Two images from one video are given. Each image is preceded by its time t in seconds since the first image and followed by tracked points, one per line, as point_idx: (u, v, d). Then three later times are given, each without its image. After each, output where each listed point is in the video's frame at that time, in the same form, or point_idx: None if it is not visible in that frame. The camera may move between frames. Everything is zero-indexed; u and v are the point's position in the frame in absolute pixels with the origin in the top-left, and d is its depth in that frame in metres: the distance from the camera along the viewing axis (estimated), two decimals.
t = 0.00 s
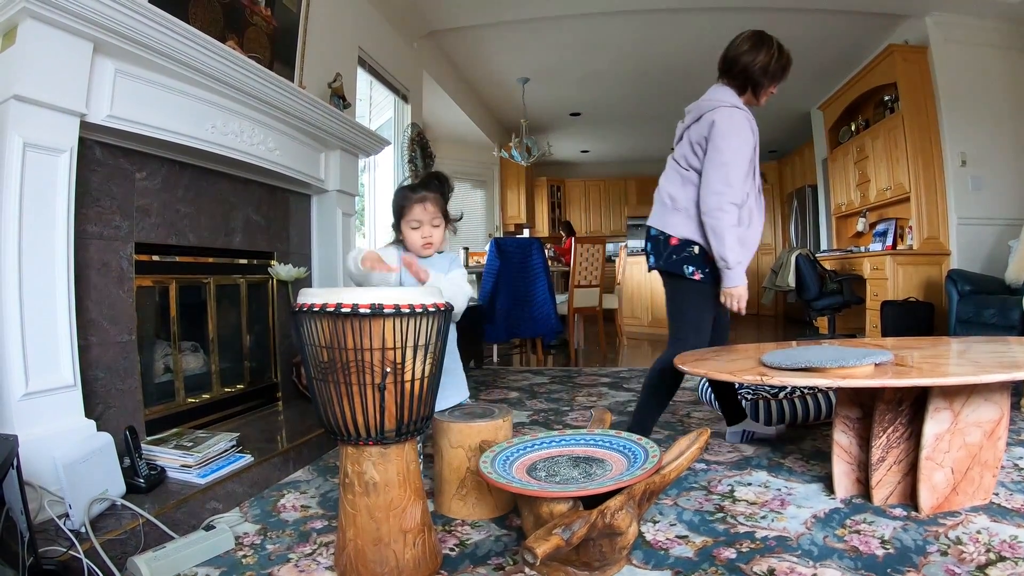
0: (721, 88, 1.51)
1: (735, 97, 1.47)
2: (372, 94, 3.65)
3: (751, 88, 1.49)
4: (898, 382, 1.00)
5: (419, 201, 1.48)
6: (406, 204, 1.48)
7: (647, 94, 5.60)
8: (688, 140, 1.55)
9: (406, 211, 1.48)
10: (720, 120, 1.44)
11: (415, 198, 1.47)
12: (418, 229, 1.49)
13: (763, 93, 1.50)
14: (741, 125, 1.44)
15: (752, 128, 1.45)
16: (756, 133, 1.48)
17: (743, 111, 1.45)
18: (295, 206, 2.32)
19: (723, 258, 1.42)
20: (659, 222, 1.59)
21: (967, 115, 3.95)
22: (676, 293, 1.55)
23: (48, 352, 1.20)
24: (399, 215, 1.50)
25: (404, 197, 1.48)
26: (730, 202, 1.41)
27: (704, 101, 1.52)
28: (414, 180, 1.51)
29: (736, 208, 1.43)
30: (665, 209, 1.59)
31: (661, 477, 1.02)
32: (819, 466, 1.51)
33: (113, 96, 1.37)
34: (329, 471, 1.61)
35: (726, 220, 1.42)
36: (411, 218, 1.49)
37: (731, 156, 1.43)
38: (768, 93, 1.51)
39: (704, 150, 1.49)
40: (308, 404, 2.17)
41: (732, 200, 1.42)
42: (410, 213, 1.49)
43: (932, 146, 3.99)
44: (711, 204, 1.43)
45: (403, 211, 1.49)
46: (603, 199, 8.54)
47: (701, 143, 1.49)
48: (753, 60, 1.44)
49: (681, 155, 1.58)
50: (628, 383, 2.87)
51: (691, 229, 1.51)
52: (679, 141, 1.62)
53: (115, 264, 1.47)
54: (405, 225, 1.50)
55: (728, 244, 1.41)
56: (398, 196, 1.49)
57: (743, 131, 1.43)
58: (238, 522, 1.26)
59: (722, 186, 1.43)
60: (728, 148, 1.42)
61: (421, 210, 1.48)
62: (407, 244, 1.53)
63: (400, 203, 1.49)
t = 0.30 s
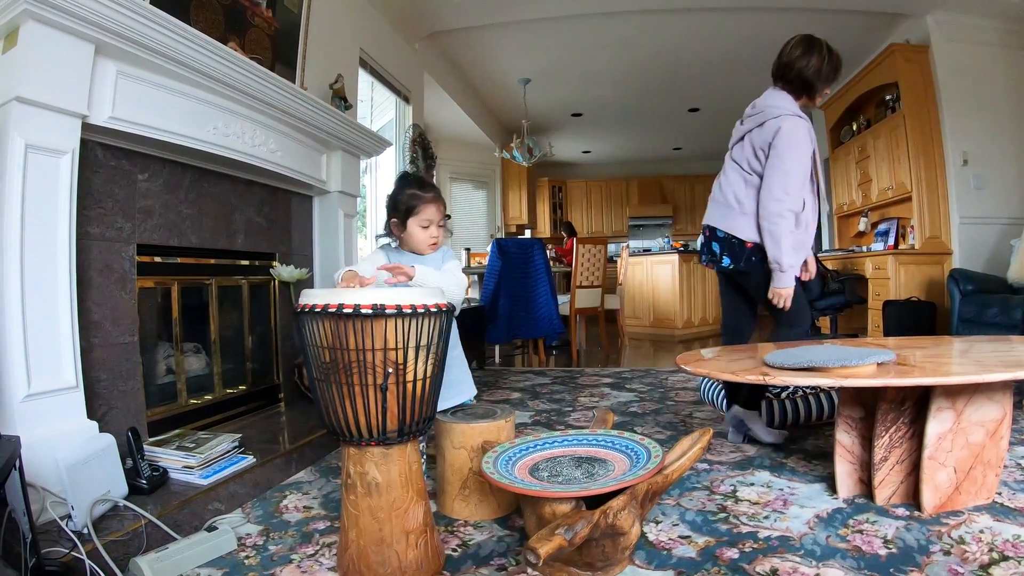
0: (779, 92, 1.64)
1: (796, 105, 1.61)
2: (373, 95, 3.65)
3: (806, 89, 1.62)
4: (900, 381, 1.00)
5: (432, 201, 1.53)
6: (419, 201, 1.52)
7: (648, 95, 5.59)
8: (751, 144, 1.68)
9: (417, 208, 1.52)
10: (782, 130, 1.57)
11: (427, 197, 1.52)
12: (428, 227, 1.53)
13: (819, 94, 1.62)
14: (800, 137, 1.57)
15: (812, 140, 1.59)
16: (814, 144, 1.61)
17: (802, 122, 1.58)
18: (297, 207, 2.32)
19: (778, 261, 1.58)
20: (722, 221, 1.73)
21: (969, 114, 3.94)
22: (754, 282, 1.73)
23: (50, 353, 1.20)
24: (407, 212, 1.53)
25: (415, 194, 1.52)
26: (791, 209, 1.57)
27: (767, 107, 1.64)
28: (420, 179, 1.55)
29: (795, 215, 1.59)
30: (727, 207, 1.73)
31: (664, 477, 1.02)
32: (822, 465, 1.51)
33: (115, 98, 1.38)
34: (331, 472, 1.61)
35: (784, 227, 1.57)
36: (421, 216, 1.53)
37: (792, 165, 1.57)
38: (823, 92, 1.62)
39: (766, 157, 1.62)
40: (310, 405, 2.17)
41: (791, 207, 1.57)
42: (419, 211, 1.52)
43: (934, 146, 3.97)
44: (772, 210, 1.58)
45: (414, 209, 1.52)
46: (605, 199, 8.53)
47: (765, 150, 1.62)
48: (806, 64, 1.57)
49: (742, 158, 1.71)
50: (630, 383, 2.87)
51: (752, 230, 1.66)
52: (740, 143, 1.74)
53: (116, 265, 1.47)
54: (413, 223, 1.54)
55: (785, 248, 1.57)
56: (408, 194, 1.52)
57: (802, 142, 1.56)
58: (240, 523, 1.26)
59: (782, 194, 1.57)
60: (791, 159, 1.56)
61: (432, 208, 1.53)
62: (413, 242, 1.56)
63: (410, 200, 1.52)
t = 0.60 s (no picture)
0: (825, 94, 1.63)
1: (848, 103, 1.58)
2: (375, 94, 3.65)
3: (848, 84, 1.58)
4: (902, 380, 1.00)
5: (455, 209, 1.53)
6: (442, 209, 1.52)
7: (649, 94, 5.59)
8: (805, 146, 1.67)
9: (440, 214, 1.52)
10: (833, 127, 1.56)
11: (451, 206, 1.52)
12: (447, 234, 1.55)
13: (864, 86, 1.56)
14: (854, 132, 1.54)
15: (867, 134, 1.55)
16: (870, 139, 1.57)
17: (854, 117, 1.55)
18: (299, 207, 2.33)
19: (842, 258, 1.53)
20: (783, 224, 1.70)
21: (971, 112, 3.93)
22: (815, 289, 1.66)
23: (54, 354, 1.21)
24: (429, 217, 1.53)
25: (438, 201, 1.52)
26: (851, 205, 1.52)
27: (818, 109, 1.64)
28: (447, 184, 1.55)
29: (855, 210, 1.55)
30: (786, 210, 1.71)
31: (667, 476, 1.01)
32: (824, 464, 1.50)
33: (116, 98, 1.38)
34: (334, 472, 1.61)
35: (845, 223, 1.53)
36: (443, 223, 1.53)
37: (847, 160, 1.54)
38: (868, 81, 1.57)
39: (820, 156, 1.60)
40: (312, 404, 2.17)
41: (851, 203, 1.53)
42: (441, 219, 1.53)
43: (936, 144, 3.96)
44: (831, 207, 1.55)
45: (437, 216, 1.52)
46: (606, 198, 8.52)
47: (818, 149, 1.60)
48: (840, 59, 1.56)
49: (799, 160, 1.70)
50: (632, 382, 2.86)
51: (813, 229, 1.62)
52: (797, 146, 1.73)
53: (118, 266, 1.48)
54: (433, 229, 1.54)
55: (848, 244, 1.52)
56: (434, 201, 1.52)
57: (857, 137, 1.53)
58: (243, 523, 1.27)
59: (839, 190, 1.54)
60: (846, 155, 1.53)
61: (455, 217, 1.53)
62: (431, 244, 1.57)
63: (433, 206, 1.52)
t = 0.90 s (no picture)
0: (877, 87, 1.65)
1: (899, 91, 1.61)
2: (376, 94, 3.66)
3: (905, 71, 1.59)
4: (904, 379, 1.00)
5: (488, 273, 1.39)
6: (474, 273, 1.39)
7: (650, 93, 5.59)
8: (860, 139, 1.69)
9: (471, 278, 1.39)
10: (886, 116, 1.58)
11: (484, 270, 1.38)
12: (478, 293, 1.43)
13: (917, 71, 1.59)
14: (908, 117, 1.56)
15: (924, 120, 1.57)
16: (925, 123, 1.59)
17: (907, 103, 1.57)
18: (300, 207, 2.33)
19: (916, 241, 1.53)
20: (846, 219, 1.72)
21: (973, 110, 3.91)
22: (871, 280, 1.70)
23: (54, 353, 1.21)
24: (459, 276, 1.41)
25: (472, 263, 1.38)
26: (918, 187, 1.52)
27: (870, 101, 1.66)
28: (482, 242, 1.39)
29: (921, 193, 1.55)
30: (845, 206, 1.74)
31: (668, 476, 1.01)
32: (826, 464, 1.50)
33: (117, 98, 1.38)
34: (335, 471, 1.61)
35: (914, 206, 1.53)
36: (472, 285, 1.41)
37: (907, 144, 1.55)
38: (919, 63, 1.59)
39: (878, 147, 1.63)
40: (313, 403, 2.17)
41: (917, 186, 1.53)
42: (472, 279, 1.40)
43: (937, 143, 3.96)
44: (897, 193, 1.55)
45: (467, 276, 1.40)
46: (608, 198, 8.51)
47: (875, 140, 1.62)
48: (889, 50, 1.59)
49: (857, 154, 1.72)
50: (633, 381, 2.86)
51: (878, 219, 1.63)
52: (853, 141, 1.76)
53: (119, 265, 1.48)
54: (464, 286, 1.42)
55: (920, 226, 1.52)
56: (465, 261, 1.38)
57: (913, 123, 1.55)
58: (245, 522, 1.27)
59: (904, 174, 1.54)
60: (906, 140, 1.55)
61: (487, 279, 1.40)
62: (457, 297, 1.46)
63: (465, 265, 1.39)
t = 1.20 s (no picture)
0: (929, 94, 1.81)
1: (951, 98, 1.74)
2: (376, 93, 3.66)
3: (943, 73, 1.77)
4: (904, 379, 1.00)
5: (501, 324, 1.38)
6: (488, 323, 1.38)
7: (651, 93, 5.58)
8: (918, 146, 1.84)
9: (486, 327, 1.39)
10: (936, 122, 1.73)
11: (498, 321, 1.37)
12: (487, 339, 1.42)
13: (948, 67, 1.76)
14: (957, 122, 1.70)
15: (975, 124, 1.70)
16: (976, 127, 1.72)
17: (955, 109, 1.71)
18: (300, 207, 2.33)
19: (970, 240, 1.66)
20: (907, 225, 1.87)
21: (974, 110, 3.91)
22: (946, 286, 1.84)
23: (55, 353, 1.21)
24: (472, 320, 1.40)
25: (489, 314, 1.37)
26: (968, 189, 1.66)
27: (925, 108, 1.81)
28: (502, 292, 1.38)
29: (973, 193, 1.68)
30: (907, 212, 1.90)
31: (669, 475, 1.01)
32: (826, 464, 1.50)
33: (117, 97, 1.38)
34: (336, 470, 1.61)
35: (965, 207, 1.66)
36: (485, 333, 1.41)
37: (957, 148, 1.69)
38: (959, 59, 1.75)
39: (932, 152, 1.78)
40: (313, 403, 2.18)
41: (968, 188, 1.67)
42: (485, 327, 1.39)
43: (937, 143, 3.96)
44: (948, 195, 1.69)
45: (480, 322, 1.39)
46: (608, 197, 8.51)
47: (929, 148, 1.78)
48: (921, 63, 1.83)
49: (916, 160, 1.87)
50: (634, 381, 2.86)
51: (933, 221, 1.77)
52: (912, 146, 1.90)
53: (120, 265, 1.48)
54: (475, 329, 1.42)
55: (972, 226, 1.65)
56: (480, 308, 1.37)
57: (963, 128, 1.69)
58: (245, 522, 1.27)
59: (954, 177, 1.68)
60: (955, 144, 1.68)
61: (500, 329, 1.39)
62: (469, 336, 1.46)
63: (481, 314, 1.38)
